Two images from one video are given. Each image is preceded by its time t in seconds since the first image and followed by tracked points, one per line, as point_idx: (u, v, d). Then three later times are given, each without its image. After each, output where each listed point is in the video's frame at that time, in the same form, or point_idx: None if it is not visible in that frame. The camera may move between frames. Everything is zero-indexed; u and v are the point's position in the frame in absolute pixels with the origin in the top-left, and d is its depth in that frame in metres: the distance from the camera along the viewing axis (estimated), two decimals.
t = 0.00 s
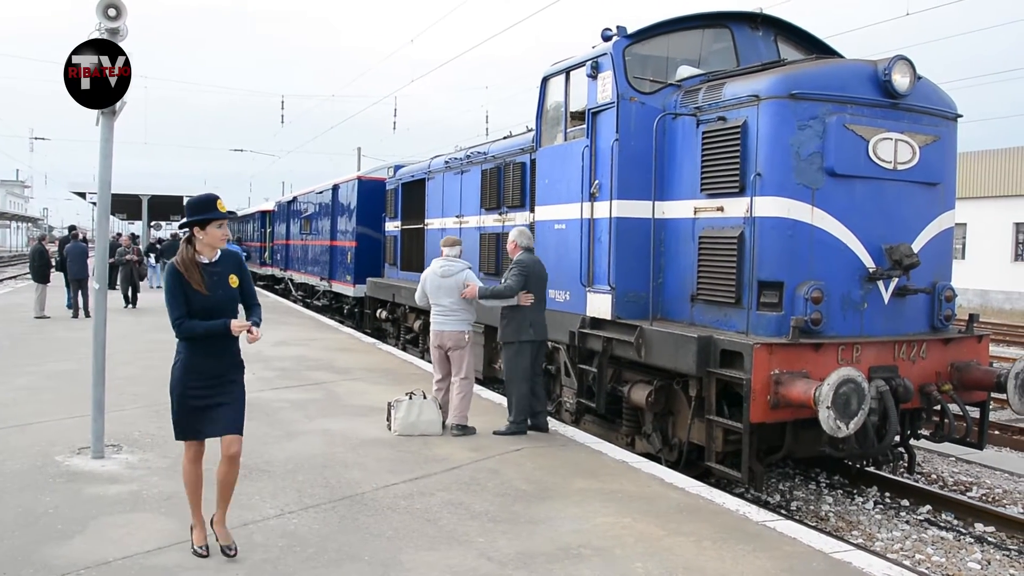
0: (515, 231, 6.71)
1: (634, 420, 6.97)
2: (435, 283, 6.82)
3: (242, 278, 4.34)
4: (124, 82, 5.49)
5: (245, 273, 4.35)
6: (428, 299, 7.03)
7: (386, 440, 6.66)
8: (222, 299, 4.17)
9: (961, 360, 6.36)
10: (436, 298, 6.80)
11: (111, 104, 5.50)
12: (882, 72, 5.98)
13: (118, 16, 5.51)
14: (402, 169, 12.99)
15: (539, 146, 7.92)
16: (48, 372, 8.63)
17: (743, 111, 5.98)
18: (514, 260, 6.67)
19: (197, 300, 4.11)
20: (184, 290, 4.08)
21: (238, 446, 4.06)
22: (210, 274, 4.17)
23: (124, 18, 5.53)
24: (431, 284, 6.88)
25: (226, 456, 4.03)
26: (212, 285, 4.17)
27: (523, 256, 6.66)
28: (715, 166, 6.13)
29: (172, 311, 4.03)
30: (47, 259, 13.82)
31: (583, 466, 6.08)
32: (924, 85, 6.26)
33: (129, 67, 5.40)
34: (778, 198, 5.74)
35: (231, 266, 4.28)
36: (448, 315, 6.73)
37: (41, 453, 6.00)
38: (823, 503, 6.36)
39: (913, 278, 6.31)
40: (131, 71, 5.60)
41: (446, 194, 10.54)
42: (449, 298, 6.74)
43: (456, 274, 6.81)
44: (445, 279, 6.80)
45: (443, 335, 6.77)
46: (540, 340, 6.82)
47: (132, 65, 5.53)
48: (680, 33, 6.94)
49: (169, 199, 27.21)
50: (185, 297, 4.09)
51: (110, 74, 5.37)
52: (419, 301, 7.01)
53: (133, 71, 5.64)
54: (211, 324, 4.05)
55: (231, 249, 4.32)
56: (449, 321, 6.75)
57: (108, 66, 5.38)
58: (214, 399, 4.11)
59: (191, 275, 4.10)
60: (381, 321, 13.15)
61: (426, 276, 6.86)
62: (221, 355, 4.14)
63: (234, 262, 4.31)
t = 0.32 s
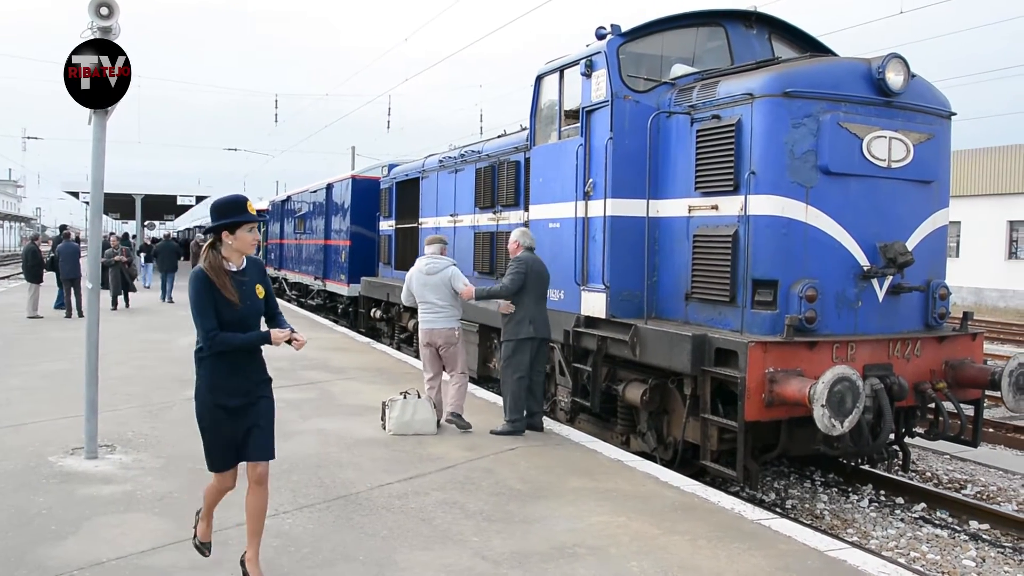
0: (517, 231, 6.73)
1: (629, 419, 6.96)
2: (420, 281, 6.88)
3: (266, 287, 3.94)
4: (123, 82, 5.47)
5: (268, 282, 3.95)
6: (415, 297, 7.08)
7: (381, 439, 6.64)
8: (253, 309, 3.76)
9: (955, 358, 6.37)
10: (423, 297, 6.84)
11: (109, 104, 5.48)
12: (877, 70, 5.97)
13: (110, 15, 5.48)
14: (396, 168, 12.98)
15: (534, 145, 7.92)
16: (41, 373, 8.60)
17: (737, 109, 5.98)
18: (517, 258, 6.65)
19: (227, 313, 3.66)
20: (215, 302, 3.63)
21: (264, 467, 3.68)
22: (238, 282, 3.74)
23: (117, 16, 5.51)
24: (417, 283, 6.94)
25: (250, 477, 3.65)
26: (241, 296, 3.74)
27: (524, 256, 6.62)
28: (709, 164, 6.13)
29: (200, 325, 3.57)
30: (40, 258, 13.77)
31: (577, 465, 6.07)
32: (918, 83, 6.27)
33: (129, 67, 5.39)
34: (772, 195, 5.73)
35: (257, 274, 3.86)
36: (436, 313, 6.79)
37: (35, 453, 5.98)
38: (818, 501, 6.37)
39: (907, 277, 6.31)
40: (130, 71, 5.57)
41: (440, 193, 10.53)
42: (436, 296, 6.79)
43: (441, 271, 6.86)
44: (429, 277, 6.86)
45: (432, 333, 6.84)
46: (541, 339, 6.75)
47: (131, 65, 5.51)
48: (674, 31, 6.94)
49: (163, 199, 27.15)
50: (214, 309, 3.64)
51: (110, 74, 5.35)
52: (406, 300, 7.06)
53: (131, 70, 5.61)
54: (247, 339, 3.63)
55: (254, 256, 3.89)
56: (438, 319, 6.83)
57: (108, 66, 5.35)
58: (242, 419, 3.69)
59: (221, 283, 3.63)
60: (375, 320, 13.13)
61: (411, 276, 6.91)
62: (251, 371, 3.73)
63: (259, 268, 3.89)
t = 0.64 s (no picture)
0: (513, 230, 6.72)
1: (625, 417, 6.95)
2: (412, 280, 6.94)
3: (299, 292, 3.68)
4: (123, 82, 5.45)
5: (301, 287, 3.69)
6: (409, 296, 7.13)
7: (376, 439, 6.63)
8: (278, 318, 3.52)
9: (951, 356, 6.37)
10: (415, 296, 6.89)
11: (109, 103, 5.46)
12: (872, 68, 5.97)
13: (104, 13, 5.46)
14: (391, 167, 12.97)
15: (529, 144, 7.91)
16: (36, 373, 8.57)
17: (732, 107, 5.97)
18: (512, 258, 6.63)
19: (248, 322, 3.44)
20: (234, 312, 3.41)
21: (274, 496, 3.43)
22: (262, 290, 3.49)
23: (111, 15, 5.48)
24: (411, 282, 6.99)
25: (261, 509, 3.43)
26: (265, 305, 3.49)
27: (517, 256, 6.61)
28: (705, 163, 6.12)
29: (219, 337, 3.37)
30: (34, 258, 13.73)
31: (573, 464, 6.06)
32: (914, 81, 6.27)
33: (129, 67, 5.37)
34: (768, 193, 5.73)
35: (287, 279, 3.61)
36: (429, 311, 6.84)
37: (29, 453, 5.96)
38: (814, 499, 6.37)
39: (903, 274, 6.31)
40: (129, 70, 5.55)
41: (436, 192, 10.52)
42: (429, 294, 6.84)
43: (432, 270, 6.90)
44: (422, 276, 6.91)
45: (427, 330, 6.88)
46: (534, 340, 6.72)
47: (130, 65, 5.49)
48: (669, 29, 6.93)
49: (158, 199, 27.10)
50: (235, 318, 3.42)
51: (110, 74, 5.34)
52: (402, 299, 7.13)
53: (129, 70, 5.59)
54: (268, 351, 3.41)
55: (284, 260, 3.64)
56: (432, 317, 6.87)
57: (108, 66, 5.34)
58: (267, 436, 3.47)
59: (242, 290, 3.39)
60: (371, 320, 13.12)
61: (404, 275, 6.97)
62: (277, 387, 3.50)
63: (290, 275, 3.63)
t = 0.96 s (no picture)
0: (503, 229, 6.70)
1: (624, 416, 6.94)
2: (411, 280, 7.00)
3: (339, 289, 3.48)
4: (123, 82, 5.43)
5: (342, 284, 3.49)
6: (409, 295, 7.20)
7: (375, 438, 6.61)
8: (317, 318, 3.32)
9: (949, 354, 6.36)
10: (413, 295, 6.97)
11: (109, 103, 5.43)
12: (870, 66, 5.95)
13: (99, 13, 5.44)
14: (390, 166, 12.95)
15: (527, 143, 7.90)
16: (33, 373, 8.55)
17: (730, 105, 5.96)
18: (502, 260, 6.63)
19: (286, 321, 3.25)
20: (272, 311, 3.22)
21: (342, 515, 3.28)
22: (302, 285, 3.29)
23: (106, 14, 5.47)
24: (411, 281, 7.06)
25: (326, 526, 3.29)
26: (305, 302, 3.29)
27: (509, 255, 6.63)
28: (702, 161, 6.12)
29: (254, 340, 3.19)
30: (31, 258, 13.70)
31: (572, 463, 6.06)
32: (912, 79, 6.26)
33: (128, 67, 5.35)
34: (765, 191, 5.72)
35: (328, 274, 3.41)
36: (424, 311, 6.90)
37: (26, 454, 5.94)
38: (813, 497, 6.36)
39: (901, 272, 6.30)
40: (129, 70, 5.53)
41: (434, 191, 10.50)
42: (425, 295, 6.90)
43: (431, 272, 6.94)
44: (420, 277, 6.96)
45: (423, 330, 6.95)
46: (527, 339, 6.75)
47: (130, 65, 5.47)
48: (667, 27, 6.91)
49: (156, 199, 27.07)
50: (272, 317, 3.24)
51: (110, 74, 5.32)
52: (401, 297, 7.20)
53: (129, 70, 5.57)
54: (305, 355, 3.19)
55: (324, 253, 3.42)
56: (427, 316, 6.93)
57: (108, 66, 5.32)
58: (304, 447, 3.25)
59: (280, 287, 3.19)
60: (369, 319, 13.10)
61: (404, 274, 7.04)
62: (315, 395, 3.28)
63: (330, 268, 3.43)
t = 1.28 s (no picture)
0: (496, 228, 6.69)
1: (625, 415, 6.94)
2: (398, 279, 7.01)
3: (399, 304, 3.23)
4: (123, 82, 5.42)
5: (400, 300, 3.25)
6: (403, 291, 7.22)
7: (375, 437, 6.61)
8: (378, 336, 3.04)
9: (950, 352, 6.35)
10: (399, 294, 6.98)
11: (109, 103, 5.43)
12: (870, 64, 5.94)
13: (98, 12, 5.43)
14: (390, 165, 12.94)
15: (527, 142, 7.89)
16: (33, 373, 8.55)
17: (731, 103, 5.95)
18: (497, 260, 6.63)
19: (346, 340, 2.95)
20: (334, 323, 2.94)
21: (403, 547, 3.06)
22: (363, 296, 3.05)
23: (105, 14, 5.45)
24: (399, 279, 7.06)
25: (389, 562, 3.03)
26: (369, 315, 3.04)
27: (505, 256, 6.61)
28: (702, 159, 6.11)
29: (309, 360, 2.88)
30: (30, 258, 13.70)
31: (573, 462, 6.04)
32: (912, 77, 6.25)
33: (129, 66, 5.34)
34: (766, 189, 5.71)
35: (386, 287, 3.18)
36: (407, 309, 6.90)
37: (26, 453, 5.94)
38: (814, 496, 6.35)
39: (902, 271, 6.30)
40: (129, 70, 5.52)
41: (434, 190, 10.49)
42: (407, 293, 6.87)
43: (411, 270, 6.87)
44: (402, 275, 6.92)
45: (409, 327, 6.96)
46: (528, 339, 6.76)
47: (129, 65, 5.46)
48: (667, 26, 6.91)
49: (156, 198, 27.07)
50: (330, 335, 2.94)
51: (110, 74, 5.31)
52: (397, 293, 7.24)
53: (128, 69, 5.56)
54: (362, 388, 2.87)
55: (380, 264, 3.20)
56: (413, 314, 6.94)
57: (108, 66, 5.31)
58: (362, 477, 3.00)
59: (344, 294, 2.95)
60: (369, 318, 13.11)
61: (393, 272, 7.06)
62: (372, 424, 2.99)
63: (388, 281, 3.20)
